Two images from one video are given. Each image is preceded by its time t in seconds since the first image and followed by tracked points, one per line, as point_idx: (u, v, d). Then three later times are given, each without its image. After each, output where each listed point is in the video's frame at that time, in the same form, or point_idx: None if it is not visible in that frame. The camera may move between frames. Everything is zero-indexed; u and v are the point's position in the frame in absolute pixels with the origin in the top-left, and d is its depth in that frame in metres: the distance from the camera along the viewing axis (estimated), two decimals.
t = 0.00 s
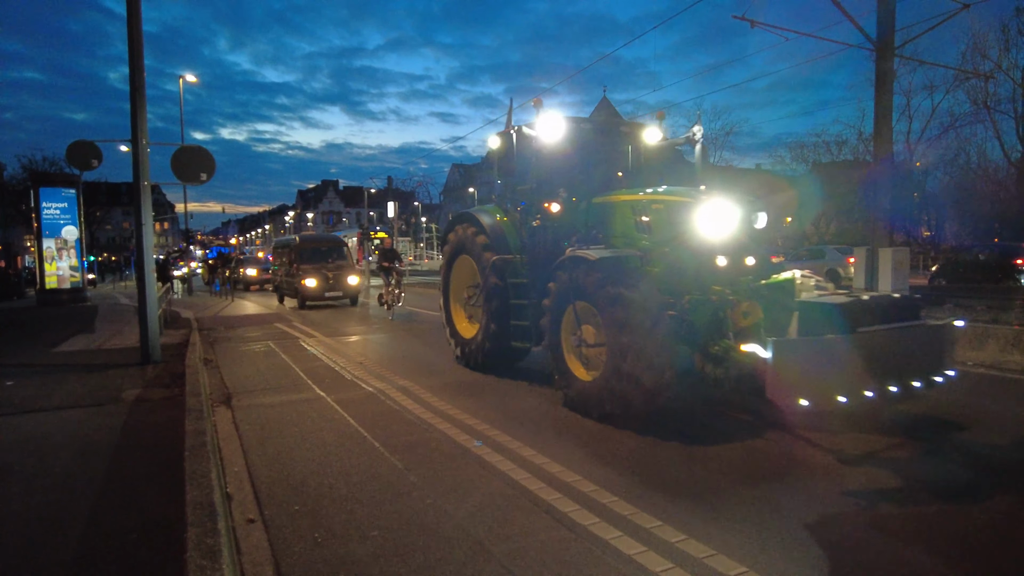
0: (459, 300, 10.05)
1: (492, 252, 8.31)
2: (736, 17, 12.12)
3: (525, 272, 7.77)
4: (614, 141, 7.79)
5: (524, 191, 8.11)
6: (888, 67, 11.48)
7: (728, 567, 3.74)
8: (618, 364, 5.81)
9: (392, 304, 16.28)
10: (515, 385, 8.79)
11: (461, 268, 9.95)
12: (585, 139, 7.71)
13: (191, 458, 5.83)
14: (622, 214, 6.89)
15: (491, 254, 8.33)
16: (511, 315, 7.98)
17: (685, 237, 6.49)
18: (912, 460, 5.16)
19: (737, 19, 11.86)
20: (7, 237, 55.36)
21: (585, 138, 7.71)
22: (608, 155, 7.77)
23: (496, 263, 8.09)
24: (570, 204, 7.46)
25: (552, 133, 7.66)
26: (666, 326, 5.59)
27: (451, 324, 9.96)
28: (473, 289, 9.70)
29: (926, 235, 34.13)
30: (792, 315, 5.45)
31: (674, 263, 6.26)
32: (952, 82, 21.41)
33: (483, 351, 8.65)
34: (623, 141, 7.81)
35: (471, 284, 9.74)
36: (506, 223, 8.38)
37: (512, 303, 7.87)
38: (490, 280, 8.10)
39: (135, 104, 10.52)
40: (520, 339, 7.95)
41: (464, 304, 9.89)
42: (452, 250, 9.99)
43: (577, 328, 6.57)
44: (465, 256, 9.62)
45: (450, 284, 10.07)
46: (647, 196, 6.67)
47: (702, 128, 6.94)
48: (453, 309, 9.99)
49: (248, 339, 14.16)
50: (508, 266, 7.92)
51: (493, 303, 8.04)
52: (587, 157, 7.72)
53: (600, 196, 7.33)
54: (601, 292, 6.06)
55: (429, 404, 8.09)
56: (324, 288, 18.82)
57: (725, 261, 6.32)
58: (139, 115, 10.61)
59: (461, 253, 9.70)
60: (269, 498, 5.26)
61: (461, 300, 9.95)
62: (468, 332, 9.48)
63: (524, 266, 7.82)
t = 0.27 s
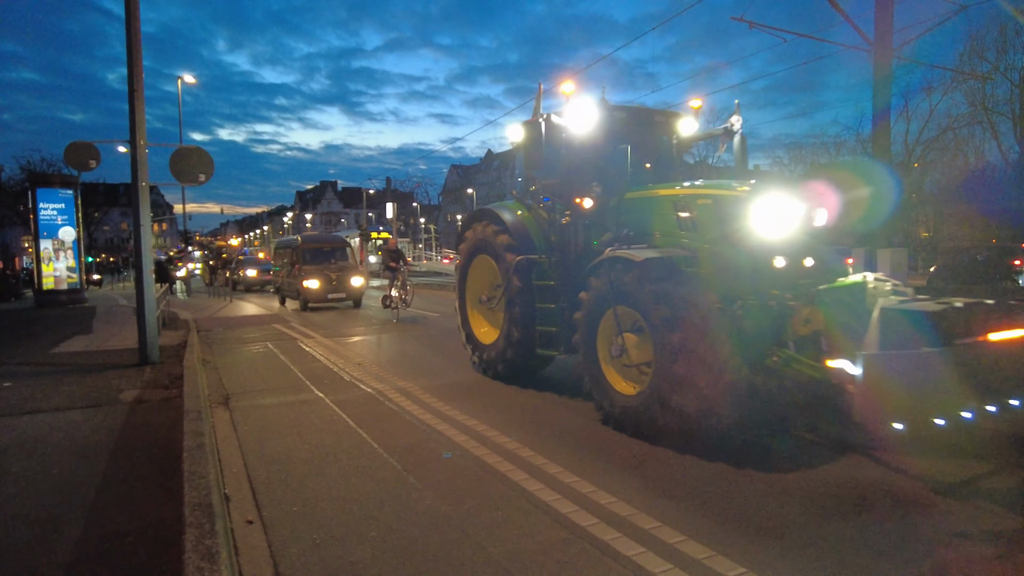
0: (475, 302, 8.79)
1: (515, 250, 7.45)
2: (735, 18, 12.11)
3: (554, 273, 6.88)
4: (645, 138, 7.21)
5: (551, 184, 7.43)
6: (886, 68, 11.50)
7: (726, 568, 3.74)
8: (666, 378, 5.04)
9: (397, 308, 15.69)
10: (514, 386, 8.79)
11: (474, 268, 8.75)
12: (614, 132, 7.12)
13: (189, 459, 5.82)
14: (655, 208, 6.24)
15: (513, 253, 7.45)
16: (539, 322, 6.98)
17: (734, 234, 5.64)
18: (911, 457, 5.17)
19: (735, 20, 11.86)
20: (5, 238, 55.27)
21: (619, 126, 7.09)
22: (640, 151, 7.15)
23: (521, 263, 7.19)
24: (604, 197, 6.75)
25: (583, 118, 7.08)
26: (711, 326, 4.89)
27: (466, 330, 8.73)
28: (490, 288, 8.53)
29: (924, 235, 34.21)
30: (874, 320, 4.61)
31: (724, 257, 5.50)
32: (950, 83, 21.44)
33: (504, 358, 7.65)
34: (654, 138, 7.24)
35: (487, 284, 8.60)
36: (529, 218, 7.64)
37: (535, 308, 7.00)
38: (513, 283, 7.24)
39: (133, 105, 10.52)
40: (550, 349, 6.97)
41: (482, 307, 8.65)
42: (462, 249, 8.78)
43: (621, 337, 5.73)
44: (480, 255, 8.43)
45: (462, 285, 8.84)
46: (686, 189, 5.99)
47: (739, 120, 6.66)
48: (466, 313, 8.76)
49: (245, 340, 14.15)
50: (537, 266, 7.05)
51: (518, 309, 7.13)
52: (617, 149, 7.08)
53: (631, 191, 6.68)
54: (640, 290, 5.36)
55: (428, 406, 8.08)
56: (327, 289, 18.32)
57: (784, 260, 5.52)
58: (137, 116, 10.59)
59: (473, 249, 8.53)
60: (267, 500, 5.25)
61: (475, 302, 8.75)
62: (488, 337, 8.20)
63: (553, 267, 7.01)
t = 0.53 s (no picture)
0: (498, 308, 7.95)
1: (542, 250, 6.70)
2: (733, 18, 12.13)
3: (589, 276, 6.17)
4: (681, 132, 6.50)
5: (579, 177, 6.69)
6: (884, 69, 11.53)
7: (726, 568, 3.73)
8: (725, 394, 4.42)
9: (403, 310, 15.13)
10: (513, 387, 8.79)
11: (496, 271, 7.91)
12: (652, 122, 6.37)
13: (188, 460, 5.80)
14: (706, 204, 5.52)
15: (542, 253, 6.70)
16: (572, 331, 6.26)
17: (799, 236, 5.07)
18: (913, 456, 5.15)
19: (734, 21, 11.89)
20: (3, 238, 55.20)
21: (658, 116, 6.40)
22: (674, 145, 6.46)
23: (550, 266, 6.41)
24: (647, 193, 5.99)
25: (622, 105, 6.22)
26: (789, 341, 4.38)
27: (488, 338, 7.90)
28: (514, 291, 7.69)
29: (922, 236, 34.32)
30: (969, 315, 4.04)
31: (787, 262, 5.03)
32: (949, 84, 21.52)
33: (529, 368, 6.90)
34: (689, 130, 6.54)
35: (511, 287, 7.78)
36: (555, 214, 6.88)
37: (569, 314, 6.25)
38: (540, 287, 6.50)
39: (132, 106, 10.51)
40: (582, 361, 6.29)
41: (505, 312, 7.81)
42: (483, 250, 7.98)
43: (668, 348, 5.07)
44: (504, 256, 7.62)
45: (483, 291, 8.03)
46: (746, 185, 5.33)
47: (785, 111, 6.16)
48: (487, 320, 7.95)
49: (244, 341, 14.13)
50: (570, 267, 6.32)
51: (547, 315, 6.42)
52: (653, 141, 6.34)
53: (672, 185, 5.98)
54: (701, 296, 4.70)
55: (427, 406, 8.08)
56: (331, 290, 17.82)
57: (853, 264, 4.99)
58: (136, 116, 10.58)
59: (495, 250, 7.72)
60: (266, 501, 5.23)
61: (498, 308, 7.94)
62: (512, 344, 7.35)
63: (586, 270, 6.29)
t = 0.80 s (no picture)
0: (524, 314, 7.41)
1: (577, 250, 6.24)
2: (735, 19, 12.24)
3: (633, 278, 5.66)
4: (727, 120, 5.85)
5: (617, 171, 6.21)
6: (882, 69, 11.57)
7: (727, 568, 3.72)
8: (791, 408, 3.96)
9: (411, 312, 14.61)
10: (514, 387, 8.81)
11: (524, 275, 7.38)
12: (696, 109, 5.81)
13: (189, 460, 5.80)
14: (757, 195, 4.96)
15: (577, 254, 6.24)
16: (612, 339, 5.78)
17: (878, 227, 4.35)
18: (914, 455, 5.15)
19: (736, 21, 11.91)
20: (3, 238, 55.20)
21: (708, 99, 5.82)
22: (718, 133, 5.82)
23: (589, 264, 6.00)
24: (698, 184, 5.53)
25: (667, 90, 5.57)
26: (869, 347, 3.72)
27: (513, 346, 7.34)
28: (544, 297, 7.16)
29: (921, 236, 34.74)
30: None
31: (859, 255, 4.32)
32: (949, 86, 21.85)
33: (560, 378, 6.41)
34: (735, 118, 5.89)
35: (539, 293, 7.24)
36: (589, 211, 6.43)
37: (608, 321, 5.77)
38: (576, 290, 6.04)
39: (132, 107, 10.51)
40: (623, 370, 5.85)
41: (532, 319, 7.26)
42: (509, 252, 7.44)
43: (727, 359, 4.56)
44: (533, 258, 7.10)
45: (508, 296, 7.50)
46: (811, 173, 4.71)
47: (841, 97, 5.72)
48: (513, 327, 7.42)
49: (245, 341, 14.13)
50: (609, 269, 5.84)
51: (583, 321, 5.97)
52: (692, 129, 5.84)
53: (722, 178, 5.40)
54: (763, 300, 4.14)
55: (427, 407, 8.07)
56: (335, 291, 17.40)
57: (948, 261, 4.20)
58: (136, 117, 10.58)
59: (522, 252, 7.21)
60: (267, 501, 5.21)
61: (524, 314, 7.40)
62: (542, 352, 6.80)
63: (630, 271, 5.78)
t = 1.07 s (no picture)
0: (554, 320, 6.53)
1: (619, 247, 5.51)
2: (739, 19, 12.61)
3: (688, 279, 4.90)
4: (777, 108, 5.42)
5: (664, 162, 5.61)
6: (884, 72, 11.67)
7: (730, 570, 3.66)
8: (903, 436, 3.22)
9: (420, 314, 14.13)
10: (514, 388, 8.78)
11: (554, 275, 6.50)
12: (752, 94, 5.28)
13: (186, 461, 5.74)
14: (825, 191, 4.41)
15: (619, 252, 5.51)
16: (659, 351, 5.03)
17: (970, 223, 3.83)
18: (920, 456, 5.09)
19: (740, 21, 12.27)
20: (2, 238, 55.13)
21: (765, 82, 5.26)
22: (766, 126, 5.40)
23: (637, 264, 5.24)
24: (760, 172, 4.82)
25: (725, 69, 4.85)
26: (1006, 360, 2.99)
27: (542, 356, 6.47)
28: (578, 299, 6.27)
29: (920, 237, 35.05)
30: None
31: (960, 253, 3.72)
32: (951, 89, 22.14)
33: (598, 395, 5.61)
34: (788, 106, 5.43)
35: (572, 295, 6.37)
36: (631, 205, 5.75)
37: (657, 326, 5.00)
38: (619, 293, 5.26)
39: (131, 106, 10.46)
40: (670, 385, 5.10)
41: (562, 324, 6.45)
42: (536, 250, 6.58)
43: (812, 378, 3.80)
44: (566, 256, 6.22)
45: (535, 299, 6.63)
46: (906, 161, 4.10)
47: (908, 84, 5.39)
48: (540, 334, 6.55)
49: (244, 342, 14.08)
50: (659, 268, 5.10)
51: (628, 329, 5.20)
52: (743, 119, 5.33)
53: (787, 168, 4.75)
54: (869, 305, 3.40)
55: (427, 407, 8.02)
56: (339, 292, 16.98)
57: None
58: (135, 115, 10.52)
59: (553, 250, 6.32)
60: (265, 502, 5.15)
61: (555, 319, 6.53)
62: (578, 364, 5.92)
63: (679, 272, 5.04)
